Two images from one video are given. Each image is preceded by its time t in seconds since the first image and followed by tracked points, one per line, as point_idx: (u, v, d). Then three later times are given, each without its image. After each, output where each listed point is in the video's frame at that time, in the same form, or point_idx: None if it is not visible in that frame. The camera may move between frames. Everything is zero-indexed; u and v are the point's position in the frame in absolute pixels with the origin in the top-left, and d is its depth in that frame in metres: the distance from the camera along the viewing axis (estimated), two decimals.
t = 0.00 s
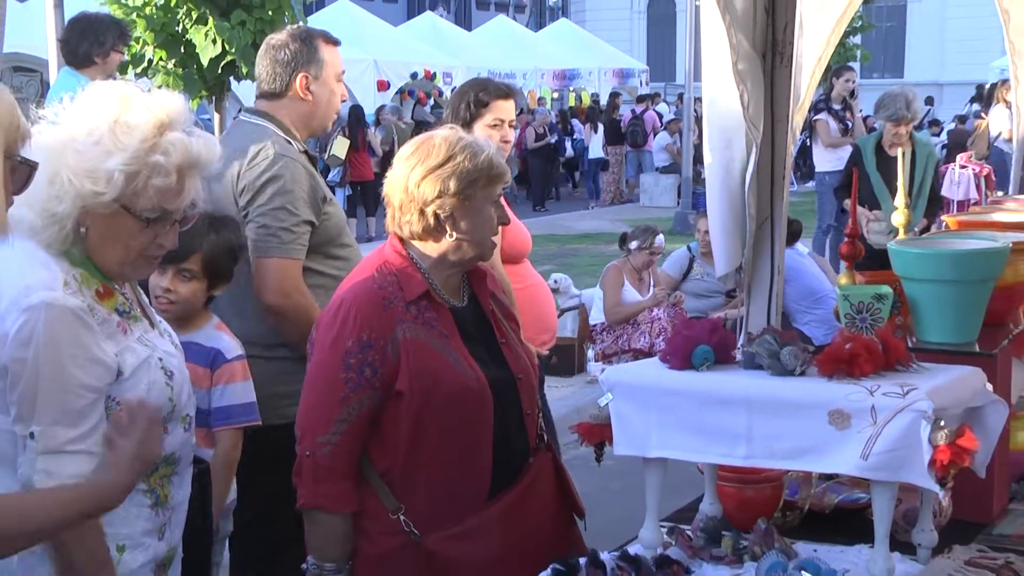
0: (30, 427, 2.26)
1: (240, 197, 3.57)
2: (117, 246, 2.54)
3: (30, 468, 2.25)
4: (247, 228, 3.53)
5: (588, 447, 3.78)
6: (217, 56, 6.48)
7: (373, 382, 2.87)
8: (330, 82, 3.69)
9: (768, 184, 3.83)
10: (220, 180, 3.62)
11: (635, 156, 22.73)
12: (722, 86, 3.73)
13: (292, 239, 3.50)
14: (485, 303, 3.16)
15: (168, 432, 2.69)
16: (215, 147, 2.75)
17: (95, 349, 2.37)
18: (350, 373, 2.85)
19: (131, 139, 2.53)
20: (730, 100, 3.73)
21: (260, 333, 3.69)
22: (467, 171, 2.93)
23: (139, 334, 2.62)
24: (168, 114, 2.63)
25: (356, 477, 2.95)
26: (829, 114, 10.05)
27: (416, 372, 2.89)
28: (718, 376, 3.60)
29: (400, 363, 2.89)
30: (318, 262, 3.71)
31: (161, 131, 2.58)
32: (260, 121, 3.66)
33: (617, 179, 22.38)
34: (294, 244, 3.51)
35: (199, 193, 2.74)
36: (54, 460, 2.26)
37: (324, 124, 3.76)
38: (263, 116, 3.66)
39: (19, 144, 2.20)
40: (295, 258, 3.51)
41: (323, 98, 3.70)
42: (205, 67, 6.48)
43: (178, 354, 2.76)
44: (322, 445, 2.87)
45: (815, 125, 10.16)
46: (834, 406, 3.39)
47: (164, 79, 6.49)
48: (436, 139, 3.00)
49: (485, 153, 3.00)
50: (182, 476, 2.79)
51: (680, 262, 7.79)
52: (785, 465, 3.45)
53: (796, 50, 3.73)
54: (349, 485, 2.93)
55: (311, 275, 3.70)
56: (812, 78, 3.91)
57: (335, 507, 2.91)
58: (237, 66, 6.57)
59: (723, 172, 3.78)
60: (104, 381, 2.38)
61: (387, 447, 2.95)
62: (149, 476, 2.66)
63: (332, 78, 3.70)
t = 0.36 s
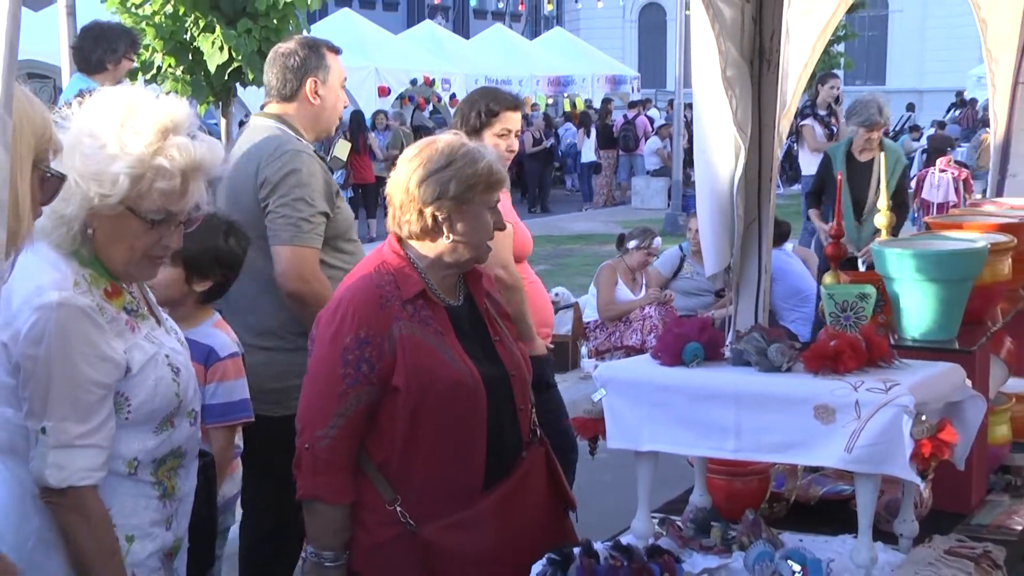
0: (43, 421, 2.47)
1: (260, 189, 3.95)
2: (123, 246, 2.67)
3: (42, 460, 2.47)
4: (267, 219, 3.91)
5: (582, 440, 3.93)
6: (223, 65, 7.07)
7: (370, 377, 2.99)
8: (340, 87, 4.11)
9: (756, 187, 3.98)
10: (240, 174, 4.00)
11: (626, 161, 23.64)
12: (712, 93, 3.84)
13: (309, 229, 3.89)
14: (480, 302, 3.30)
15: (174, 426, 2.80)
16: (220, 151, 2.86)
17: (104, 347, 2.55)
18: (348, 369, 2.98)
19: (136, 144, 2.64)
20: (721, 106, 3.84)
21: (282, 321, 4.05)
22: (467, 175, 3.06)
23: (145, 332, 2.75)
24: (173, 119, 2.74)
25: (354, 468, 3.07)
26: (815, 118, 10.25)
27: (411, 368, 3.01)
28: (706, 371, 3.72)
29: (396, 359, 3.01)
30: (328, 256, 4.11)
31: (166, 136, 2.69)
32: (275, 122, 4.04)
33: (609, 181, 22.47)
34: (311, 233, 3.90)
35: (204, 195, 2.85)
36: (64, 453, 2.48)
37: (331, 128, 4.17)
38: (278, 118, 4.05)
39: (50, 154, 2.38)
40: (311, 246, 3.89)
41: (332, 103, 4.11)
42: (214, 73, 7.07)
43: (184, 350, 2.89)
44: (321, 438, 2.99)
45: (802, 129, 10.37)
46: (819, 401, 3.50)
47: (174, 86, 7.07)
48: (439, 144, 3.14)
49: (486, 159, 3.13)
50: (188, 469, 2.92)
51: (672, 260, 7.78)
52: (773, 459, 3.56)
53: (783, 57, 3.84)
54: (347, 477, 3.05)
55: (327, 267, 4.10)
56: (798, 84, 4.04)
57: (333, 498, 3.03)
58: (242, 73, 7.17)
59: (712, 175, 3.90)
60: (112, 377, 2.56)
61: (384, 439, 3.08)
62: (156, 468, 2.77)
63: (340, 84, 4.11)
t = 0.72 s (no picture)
0: (57, 418, 2.60)
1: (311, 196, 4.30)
2: (131, 247, 2.78)
3: (57, 455, 2.60)
4: (318, 223, 4.28)
5: (577, 435, 4.07)
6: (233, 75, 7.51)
7: (372, 374, 3.13)
8: (370, 99, 4.53)
9: (746, 192, 4.11)
10: (287, 181, 4.34)
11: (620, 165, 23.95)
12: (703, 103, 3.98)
13: (357, 234, 4.27)
14: (478, 302, 3.44)
15: (184, 421, 2.94)
16: (225, 156, 2.99)
17: (116, 346, 2.68)
18: (350, 366, 3.12)
19: (144, 151, 2.77)
20: (712, 115, 3.98)
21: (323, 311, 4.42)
22: (464, 180, 3.19)
23: (156, 331, 2.88)
24: (179, 127, 2.88)
25: (357, 462, 3.22)
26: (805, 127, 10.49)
27: (411, 366, 3.15)
28: (697, 368, 3.86)
29: (397, 357, 3.15)
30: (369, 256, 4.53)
31: (172, 142, 2.82)
32: (314, 130, 4.43)
33: (603, 186, 23.42)
34: (360, 239, 4.28)
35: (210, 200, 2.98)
36: (78, 449, 2.61)
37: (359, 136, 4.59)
38: (317, 129, 4.42)
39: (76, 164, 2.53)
40: (359, 250, 4.27)
41: (364, 114, 4.53)
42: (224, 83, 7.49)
43: (191, 348, 3.02)
44: (326, 433, 3.14)
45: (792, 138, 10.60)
46: (806, 398, 3.63)
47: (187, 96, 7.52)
48: (439, 149, 3.27)
49: (485, 165, 3.26)
50: (197, 462, 3.05)
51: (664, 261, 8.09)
52: (763, 453, 3.69)
53: (771, 67, 3.98)
54: (350, 470, 3.20)
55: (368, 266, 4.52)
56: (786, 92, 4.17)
57: (336, 490, 3.18)
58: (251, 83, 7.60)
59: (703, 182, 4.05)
60: (124, 375, 2.70)
61: (385, 434, 3.22)
62: (168, 462, 2.91)
63: (370, 97, 4.52)
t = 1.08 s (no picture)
0: (69, 416, 2.75)
1: (371, 200, 4.90)
2: (135, 248, 2.91)
3: (69, 451, 2.74)
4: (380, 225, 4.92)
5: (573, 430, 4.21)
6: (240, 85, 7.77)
7: (370, 371, 3.28)
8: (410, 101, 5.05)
9: (734, 196, 4.26)
10: (346, 186, 4.88)
11: (613, 171, 24.24)
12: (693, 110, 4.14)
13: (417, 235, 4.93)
14: (477, 301, 3.59)
15: (191, 417, 3.08)
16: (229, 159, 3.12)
17: (124, 345, 2.82)
18: (350, 363, 3.27)
19: (148, 156, 2.91)
20: (700, 122, 4.14)
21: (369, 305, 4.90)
22: (453, 184, 3.33)
23: (163, 330, 3.02)
24: (183, 132, 3.01)
25: (356, 455, 3.37)
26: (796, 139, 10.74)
27: (408, 363, 3.29)
28: (687, 366, 4.01)
29: (394, 354, 3.29)
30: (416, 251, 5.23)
31: (175, 147, 2.96)
32: (362, 135, 4.96)
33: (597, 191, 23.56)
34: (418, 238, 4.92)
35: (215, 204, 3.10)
36: (90, 445, 2.76)
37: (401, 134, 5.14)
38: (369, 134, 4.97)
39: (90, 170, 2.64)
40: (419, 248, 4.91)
41: (405, 115, 5.06)
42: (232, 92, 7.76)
43: (198, 347, 3.16)
44: (326, 427, 3.29)
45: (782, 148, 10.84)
46: (793, 394, 3.76)
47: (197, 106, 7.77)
48: (439, 155, 3.43)
49: (478, 170, 3.39)
50: (204, 457, 3.19)
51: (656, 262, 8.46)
52: (750, 447, 3.83)
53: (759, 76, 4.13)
54: (349, 463, 3.35)
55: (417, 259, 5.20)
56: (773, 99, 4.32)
57: (336, 481, 3.33)
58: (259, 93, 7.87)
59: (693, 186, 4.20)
60: (133, 373, 2.83)
61: (383, 428, 3.36)
62: (176, 456, 3.05)
63: (410, 99, 5.04)
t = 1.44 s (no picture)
0: (86, 418, 2.84)
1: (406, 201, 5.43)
2: (153, 258, 3.07)
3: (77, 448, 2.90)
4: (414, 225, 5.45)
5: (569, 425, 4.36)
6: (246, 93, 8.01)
7: (369, 365, 3.43)
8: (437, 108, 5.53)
9: (724, 198, 4.41)
10: (381, 186, 5.38)
11: (609, 174, 24.47)
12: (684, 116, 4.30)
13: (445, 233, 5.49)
14: (477, 299, 3.74)
15: (198, 417, 3.22)
16: (239, 168, 3.27)
17: (139, 350, 2.96)
18: (350, 358, 3.42)
19: (161, 164, 3.06)
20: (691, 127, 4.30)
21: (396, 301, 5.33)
22: (458, 187, 3.51)
23: (175, 336, 3.17)
24: (194, 141, 3.17)
25: (356, 445, 3.52)
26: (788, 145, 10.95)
27: (407, 358, 3.44)
28: (678, 364, 4.16)
29: (393, 349, 3.45)
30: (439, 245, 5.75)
31: (186, 155, 3.11)
32: (393, 139, 5.46)
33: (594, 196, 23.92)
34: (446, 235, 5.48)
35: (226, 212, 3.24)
36: (106, 446, 2.84)
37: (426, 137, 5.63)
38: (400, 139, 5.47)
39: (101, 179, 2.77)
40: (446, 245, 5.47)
41: (432, 121, 5.56)
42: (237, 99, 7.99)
43: (206, 352, 3.32)
44: (326, 419, 3.44)
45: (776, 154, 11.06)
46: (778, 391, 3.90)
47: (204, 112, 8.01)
48: (439, 160, 3.61)
49: (478, 172, 3.58)
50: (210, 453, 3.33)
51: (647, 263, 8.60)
52: (737, 442, 3.97)
53: (747, 84, 4.29)
54: (349, 453, 3.50)
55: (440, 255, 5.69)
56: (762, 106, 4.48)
57: (336, 470, 3.48)
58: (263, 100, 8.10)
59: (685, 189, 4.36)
60: (146, 378, 2.97)
61: (382, 420, 3.52)
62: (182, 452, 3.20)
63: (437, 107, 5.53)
